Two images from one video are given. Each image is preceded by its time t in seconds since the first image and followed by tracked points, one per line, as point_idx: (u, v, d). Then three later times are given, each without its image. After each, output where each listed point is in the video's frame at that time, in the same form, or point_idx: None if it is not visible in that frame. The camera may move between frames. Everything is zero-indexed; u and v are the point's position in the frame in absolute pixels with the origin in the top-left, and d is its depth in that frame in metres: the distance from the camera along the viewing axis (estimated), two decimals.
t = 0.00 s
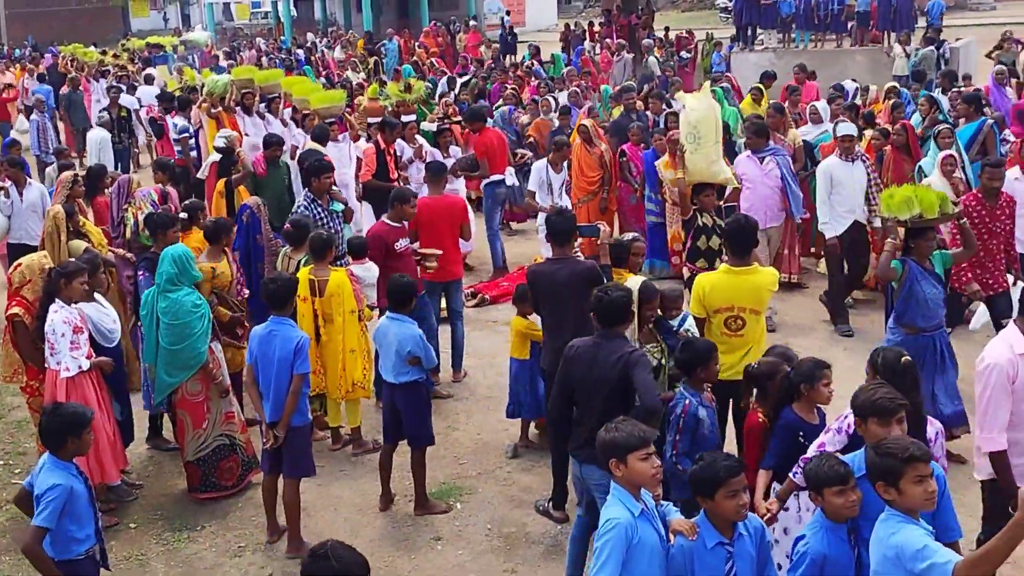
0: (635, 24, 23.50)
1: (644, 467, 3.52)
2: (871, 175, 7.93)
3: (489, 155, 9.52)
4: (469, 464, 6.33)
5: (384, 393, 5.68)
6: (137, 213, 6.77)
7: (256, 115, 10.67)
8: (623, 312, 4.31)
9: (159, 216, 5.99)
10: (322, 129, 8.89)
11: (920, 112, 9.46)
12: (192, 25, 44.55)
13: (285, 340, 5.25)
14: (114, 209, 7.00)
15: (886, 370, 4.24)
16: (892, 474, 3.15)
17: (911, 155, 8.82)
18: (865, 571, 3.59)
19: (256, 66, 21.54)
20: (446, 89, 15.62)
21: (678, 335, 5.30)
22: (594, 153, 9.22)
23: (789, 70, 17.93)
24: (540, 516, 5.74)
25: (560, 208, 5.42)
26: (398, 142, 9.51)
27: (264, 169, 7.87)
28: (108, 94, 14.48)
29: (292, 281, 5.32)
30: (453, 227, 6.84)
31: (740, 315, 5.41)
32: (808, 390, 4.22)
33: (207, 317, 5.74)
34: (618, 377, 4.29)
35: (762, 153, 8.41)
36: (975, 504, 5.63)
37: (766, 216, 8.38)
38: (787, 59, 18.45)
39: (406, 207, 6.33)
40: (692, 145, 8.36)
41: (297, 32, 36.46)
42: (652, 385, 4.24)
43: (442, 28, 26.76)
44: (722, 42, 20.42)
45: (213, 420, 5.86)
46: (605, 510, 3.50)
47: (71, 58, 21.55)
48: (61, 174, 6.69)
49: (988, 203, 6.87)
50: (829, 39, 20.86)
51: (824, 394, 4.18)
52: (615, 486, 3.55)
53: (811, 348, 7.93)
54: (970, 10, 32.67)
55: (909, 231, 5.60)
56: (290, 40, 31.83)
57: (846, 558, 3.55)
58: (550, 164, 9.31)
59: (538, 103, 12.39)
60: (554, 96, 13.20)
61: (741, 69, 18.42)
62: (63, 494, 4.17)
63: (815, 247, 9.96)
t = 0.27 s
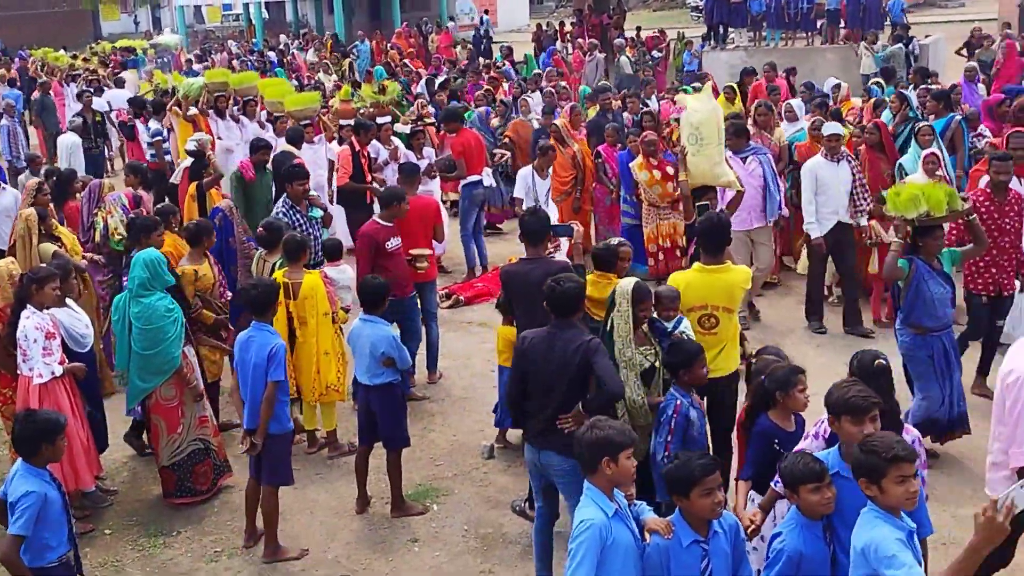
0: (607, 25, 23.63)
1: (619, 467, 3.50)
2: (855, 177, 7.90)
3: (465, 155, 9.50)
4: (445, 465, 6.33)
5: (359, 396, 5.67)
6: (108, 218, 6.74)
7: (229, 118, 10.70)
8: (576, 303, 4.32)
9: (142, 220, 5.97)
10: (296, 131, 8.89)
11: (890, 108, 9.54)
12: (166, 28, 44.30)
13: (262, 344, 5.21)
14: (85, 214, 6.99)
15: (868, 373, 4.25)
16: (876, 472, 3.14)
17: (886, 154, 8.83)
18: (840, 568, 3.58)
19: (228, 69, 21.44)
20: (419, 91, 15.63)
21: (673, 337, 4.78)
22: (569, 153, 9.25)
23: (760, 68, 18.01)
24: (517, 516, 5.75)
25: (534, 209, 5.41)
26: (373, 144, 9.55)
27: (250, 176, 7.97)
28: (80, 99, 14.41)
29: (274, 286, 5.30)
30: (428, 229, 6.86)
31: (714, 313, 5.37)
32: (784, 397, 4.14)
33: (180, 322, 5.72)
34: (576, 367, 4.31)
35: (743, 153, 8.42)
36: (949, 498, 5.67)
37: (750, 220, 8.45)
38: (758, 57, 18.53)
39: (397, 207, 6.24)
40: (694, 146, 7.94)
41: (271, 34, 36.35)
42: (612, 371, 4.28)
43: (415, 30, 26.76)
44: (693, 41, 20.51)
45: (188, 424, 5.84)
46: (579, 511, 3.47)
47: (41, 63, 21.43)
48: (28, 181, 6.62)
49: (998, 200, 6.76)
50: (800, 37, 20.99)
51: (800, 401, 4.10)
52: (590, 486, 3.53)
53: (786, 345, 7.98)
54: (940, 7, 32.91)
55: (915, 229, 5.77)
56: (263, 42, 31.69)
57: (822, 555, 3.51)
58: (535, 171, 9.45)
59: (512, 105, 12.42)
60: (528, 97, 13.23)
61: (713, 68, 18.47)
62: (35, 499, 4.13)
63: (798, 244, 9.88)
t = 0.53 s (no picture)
0: (584, 25, 23.91)
1: (599, 466, 3.51)
2: (853, 183, 7.77)
3: (445, 154, 9.49)
4: (423, 466, 6.32)
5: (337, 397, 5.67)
6: (81, 219, 6.71)
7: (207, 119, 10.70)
8: (542, 292, 4.33)
9: (131, 221, 5.76)
10: (275, 131, 8.87)
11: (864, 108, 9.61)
12: (141, 27, 43.99)
13: (243, 348, 5.12)
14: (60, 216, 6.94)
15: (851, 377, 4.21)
16: (875, 486, 3.10)
17: (869, 156, 8.71)
18: (819, 566, 3.59)
19: (203, 68, 21.33)
20: (395, 91, 15.62)
21: (673, 336, 4.71)
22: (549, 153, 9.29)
23: (736, 68, 18.09)
24: (495, 517, 5.76)
25: (515, 209, 5.42)
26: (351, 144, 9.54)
27: (239, 179, 7.86)
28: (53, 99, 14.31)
29: (262, 290, 5.24)
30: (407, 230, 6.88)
31: (690, 313, 5.39)
32: (784, 406, 4.00)
33: (156, 323, 5.70)
34: (546, 354, 4.36)
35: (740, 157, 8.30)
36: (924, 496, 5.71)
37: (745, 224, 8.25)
38: (733, 57, 18.62)
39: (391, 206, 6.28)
40: (702, 150, 7.57)
41: (247, 32, 36.23)
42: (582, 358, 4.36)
43: (392, 29, 26.73)
44: (669, 41, 20.57)
45: (165, 426, 5.82)
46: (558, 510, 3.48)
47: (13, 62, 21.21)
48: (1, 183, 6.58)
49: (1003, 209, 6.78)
50: (776, 37, 21.08)
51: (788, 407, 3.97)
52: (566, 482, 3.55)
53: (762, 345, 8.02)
54: (913, 8, 33.16)
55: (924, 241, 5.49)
56: (238, 41, 31.52)
57: (800, 554, 3.53)
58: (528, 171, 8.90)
59: (490, 105, 12.42)
60: (505, 97, 13.23)
61: (689, 67, 18.52)
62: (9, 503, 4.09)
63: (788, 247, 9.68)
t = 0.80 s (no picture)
0: (566, 25, 23.92)
1: (582, 464, 3.54)
2: (854, 186, 7.73)
3: (429, 153, 9.53)
4: (406, 467, 6.31)
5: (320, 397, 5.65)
6: (61, 221, 6.62)
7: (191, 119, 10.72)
8: (534, 288, 4.39)
9: (117, 225, 5.72)
10: (258, 130, 8.84)
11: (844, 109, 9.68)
12: (120, 26, 43.70)
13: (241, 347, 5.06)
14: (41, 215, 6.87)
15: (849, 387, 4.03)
16: (880, 503, 3.01)
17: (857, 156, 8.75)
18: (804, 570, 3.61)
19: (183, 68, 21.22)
20: (378, 91, 15.60)
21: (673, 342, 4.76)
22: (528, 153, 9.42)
23: (718, 69, 18.15)
24: (479, 517, 5.76)
25: (501, 208, 5.43)
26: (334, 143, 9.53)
27: (239, 187, 7.68)
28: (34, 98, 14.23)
29: (264, 288, 5.14)
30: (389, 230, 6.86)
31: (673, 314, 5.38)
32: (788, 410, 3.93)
33: (136, 323, 5.66)
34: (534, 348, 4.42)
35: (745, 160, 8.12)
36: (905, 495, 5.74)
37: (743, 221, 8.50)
38: (715, 59, 18.67)
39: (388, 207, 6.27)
40: (717, 154, 7.37)
41: (228, 32, 36.08)
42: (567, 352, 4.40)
43: (375, 30, 26.71)
44: (652, 42, 20.62)
45: (146, 427, 5.78)
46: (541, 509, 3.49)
47: None
48: None
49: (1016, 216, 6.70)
50: (758, 39, 21.17)
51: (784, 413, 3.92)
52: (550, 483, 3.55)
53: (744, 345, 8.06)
54: (892, 10, 33.38)
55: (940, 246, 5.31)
56: (219, 40, 31.37)
57: (783, 557, 3.53)
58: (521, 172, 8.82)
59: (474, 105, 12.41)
60: (489, 97, 13.22)
61: (671, 68, 18.58)
62: None
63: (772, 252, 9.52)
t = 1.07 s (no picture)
0: (560, 25, 23.97)
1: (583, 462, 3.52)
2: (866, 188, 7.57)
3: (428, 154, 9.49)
4: (401, 466, 6.31)
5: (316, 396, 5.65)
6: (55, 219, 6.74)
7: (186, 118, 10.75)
8: (546, 281, 4.66)
9: (120, 225, 5.78)
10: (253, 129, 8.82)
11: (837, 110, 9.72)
12: (111, 24, 43.56)
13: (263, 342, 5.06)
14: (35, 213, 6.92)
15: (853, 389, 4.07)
16: (908, 513, 2.95)
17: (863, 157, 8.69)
18: None
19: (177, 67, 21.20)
20: (373, 91, 15.60)
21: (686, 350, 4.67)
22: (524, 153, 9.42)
23: (712, 69, 18.19)
24: (474, 516, 5.76)
25: (496, 207, 5.45)
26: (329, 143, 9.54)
27: (248, 186, 7.82)
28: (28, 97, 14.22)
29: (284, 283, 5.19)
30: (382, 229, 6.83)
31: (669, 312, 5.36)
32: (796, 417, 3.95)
33: (130, 322, 5.64)
34: (542, 338, 4.65)
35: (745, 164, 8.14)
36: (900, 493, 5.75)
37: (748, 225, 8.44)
38: (709, 59, 18.70)
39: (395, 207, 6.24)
40: (743, 162, 7.01)
41: (220, 32, 36.03)
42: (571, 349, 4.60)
43: (368, 29, 26.71)
44: (646, 42, 20.67)
45: (141, 426, 5.76)
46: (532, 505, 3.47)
47: None
48: None
49: None
50: (752, 39, 21.22)
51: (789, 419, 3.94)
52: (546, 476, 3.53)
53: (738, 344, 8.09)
54: (884, 11, 33.49)
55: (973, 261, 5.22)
56: (212, 39, 31.33)
57: (783, 561, 3.54)
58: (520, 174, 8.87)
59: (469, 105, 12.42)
60: (483, 97, 13.23)
61: (665, 68, 18.61)
62: None
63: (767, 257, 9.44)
